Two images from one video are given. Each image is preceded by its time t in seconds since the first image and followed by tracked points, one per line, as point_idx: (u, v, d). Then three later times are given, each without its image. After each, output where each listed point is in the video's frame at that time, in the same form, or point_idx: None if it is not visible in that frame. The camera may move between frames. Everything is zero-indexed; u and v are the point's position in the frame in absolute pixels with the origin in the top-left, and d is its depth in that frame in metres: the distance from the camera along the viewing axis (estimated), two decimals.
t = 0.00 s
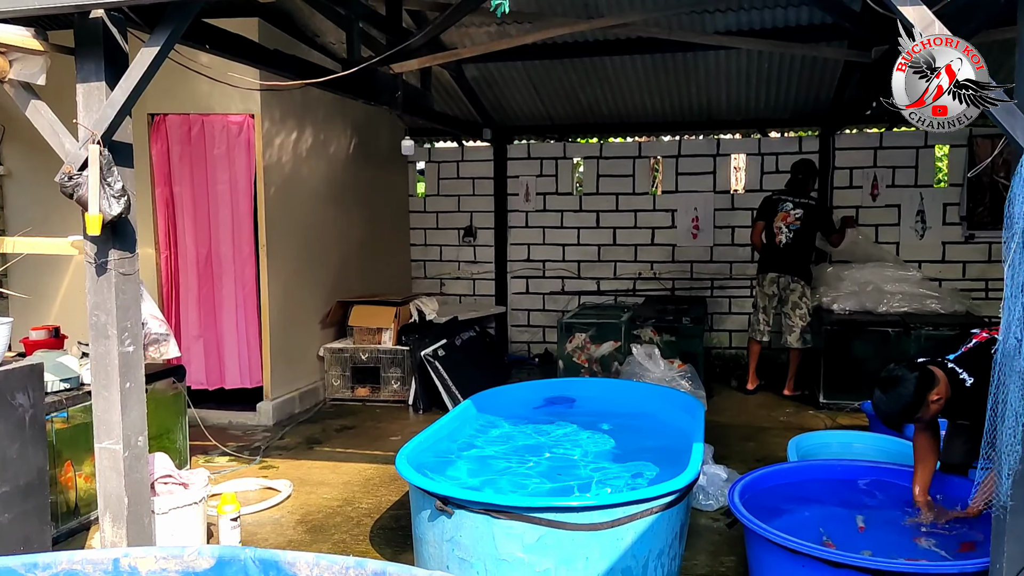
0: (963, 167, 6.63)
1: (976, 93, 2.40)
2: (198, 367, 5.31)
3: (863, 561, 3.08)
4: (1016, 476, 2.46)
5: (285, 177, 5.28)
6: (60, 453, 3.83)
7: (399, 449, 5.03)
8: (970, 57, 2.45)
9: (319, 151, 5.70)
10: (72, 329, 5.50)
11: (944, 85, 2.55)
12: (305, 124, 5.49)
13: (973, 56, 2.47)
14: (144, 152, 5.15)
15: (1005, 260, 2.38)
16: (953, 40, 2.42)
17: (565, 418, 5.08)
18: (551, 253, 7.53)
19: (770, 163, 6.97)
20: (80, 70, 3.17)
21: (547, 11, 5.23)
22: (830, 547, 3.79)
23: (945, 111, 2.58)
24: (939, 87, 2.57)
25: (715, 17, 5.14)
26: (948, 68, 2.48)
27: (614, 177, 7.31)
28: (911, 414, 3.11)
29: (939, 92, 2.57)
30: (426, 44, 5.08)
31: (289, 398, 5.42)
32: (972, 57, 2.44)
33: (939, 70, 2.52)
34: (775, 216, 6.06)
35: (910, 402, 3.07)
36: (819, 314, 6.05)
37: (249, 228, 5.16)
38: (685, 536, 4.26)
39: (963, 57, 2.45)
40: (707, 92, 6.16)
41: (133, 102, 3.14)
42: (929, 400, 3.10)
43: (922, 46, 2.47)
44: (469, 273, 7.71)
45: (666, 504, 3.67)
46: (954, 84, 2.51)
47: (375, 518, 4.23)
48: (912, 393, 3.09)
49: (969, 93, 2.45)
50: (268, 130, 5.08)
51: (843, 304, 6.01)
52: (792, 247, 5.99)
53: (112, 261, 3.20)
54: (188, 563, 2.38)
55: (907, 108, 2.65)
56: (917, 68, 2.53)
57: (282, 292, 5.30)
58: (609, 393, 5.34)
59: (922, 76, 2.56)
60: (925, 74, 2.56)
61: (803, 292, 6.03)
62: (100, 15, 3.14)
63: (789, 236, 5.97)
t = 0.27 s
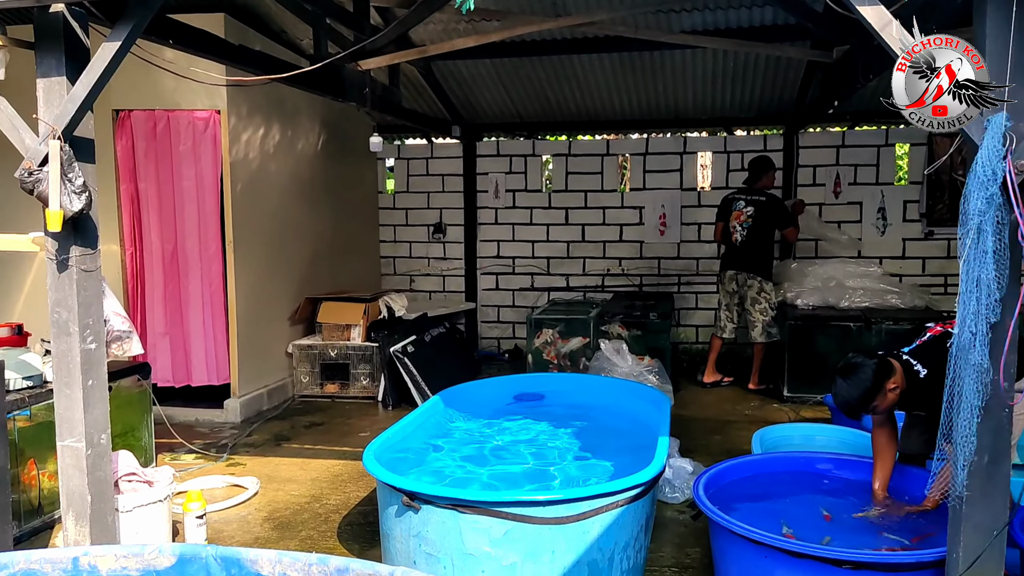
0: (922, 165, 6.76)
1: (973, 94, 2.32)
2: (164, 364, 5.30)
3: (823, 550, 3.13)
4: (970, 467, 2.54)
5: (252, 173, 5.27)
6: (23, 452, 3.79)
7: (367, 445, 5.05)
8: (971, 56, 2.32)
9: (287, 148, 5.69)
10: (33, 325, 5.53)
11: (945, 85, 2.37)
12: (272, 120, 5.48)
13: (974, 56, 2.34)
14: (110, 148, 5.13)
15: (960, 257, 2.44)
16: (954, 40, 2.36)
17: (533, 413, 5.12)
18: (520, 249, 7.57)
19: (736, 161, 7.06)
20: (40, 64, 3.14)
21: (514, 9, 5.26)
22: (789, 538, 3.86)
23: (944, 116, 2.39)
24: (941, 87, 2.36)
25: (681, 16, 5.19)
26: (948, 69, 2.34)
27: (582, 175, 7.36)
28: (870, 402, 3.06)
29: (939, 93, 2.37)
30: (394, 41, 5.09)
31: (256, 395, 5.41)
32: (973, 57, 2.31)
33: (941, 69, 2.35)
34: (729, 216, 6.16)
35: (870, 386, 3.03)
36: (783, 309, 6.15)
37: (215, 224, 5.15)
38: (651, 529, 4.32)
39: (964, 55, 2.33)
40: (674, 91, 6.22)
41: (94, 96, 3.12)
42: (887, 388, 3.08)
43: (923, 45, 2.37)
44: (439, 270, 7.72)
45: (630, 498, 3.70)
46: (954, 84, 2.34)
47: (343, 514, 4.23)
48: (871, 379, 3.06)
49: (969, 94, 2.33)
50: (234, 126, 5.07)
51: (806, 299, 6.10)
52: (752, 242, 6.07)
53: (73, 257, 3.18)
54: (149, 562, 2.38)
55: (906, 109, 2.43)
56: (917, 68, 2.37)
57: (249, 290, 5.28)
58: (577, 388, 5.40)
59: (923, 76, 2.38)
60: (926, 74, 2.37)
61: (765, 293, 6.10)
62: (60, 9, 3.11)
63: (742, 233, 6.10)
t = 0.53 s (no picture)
0: (884, 162, 6.89)
1: (973, 94, 2.24)
2: (133, 363, 5.29)
3: (787, 541, 3.17)
4: (930, 458, 2.60)
5: (220, 170, 5.25)
6: None
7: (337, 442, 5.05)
8: (971, 56, 2.22)
9: (255, 144, 5.67)
10: None
11: (945, 85, 2.25)
12: (240, 116, 5.45)
13: (973, 56, 2.24)
14: (75, 145, 5.09)
15: (919, 253, 2.55)
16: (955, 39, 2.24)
17: (504, 408, 5.15)
18: (492, 246, 7.59)
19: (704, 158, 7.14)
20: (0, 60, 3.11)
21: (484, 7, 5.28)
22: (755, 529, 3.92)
23: (944, 117, 2.28)
24: (943, 87, 2.25)
25: (648, 15, 5.25)
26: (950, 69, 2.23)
27: (553, 172, 7.40)
28: (832, 393, 3.10)
29: (939, 94, 2.26)
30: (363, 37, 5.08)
31: (226, 393, 5.40)
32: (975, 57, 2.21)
33: (942, 69, 2.24)
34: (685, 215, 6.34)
35: (832, 377, 3.07)
36: (750, 304, 6.23)
37: (183, 222, 5.13)
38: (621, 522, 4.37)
39: (964, 55, 2.22)
40: (642, 89, 6.28)
41: (56, 92, 3.09)
42: (846, 380, 3.13)
43: (923, 44, 2.25)
44: (410, 267, 7.73)
45: (599, 492, 3.73)
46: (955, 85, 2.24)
47: (313, 511, 4.23)
48: (832, 370, 3.10)
49: (969, 94, 2.25)
50: (202, 123, 5.05)
51: (773, 294, 6.19)
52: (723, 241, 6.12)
53: (36, 255, 3.16)
54: (111, 561, 2.38)
55: (906, 109, 2.31)
56: (918, 67, 2.26)
57: (217, 288, 5.26)
58: (548, 384, 5.44)
59: (923, 76, 2.26)
60: (926, 74, 2.26)
61: (725, 291, 6.17)
62: (20, 3, 3.08)
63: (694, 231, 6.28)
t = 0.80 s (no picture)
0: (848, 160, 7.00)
1: (973, 94, 2.25)
2: (101, 361, 5.25)
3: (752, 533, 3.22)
4: (890, 450, 2.66)
5: (188, 167, 5.23)
6: None
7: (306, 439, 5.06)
8: (971, 56, 2.24)
9: (224, 141, 5.65)
10: None
11: (945, 85, 2.28)
12: (208, 113, 5.44)
13: (974, 56, 2.26)
14: (40, 141, 5.03)
15: (879, 249, 2.58)
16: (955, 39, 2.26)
17: (474, 404, 5.18)
18: (463, 243, 7.61)
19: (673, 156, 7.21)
20: None
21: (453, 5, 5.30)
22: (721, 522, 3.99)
23: (944, 117, 2.30)
24: (941, 88, 2.28)
25: (616, 15, 5.31)
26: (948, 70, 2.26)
27: (524, 169, 7.43)
28: (793, 391, 3.16)
29: (939, 94, 2.28)
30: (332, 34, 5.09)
31: (195, 391, 5.39)
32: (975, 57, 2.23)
33: (942, 69, 2.27)
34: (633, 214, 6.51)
35: (793, 375, 3.13)
36: (718, 300, 6.31)
37: (152, 220, 5.10)
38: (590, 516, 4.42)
39: (964, 55, 2.24)
40: (612, 87, 6.33)
41: (20, 87, 3.06)
42: (807, 378, 3.19)
43: (923, 44, 2.27)
44: (382, 264, 7.73)
45: (567, 487, 3.77)
46: (954, 85, 2.26)
47: (283, 509, 4.24)
48: (793, 368, 3.16)
49: (969, 94, 2.26)
50: (170, 119, 5.03)
51: (740, 291, 6.28)
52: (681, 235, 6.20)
53: None
54: (73, 562, 2.39)
55: (906, 109, 2.33)
56: (917, 67, 2.28)
57: (186, 286, 5.25)
58: (518, 380, 5.48)
59: (923, 76, 2.29)
60: (926, 74, 2.28)
61: (680, 286, 6.24)
62: None
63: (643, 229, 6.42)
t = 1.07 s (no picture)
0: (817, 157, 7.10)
1: (973, 94, 2.17)
2: (72, 359, 5.22)
3: (720, 524, 3.28)
4: (855, 442, 2.71)
5: (160, 163, 5.22)
6: None
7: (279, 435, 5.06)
8: (972, 56, 2.17)
9: (196, 137, 5.63)
10: None
11: (945, 85, 2.19)
12: (180, 109, 5.42)
13: (975, 56, 2.18)
14: (10, 137, 5.00)
15: (845, 243, 2.62)
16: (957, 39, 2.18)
17: (448, 399, 5.21)
18: (438, 239, 7.63)
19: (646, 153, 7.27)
20: None
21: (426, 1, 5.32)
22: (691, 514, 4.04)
23: (944, 117, 2.21)
24: (942, 88, 2.19)
25: (588, 12, 5.35)
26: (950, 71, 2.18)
27: (499, 166, 7.46)
28: (758, 392, 3.22)
29: (939, 94, 2.19)
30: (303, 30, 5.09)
31: (168, 388, 5.38)
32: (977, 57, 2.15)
33: (942, 69, 2.18)
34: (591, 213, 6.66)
35: (757, 377, 3.18)
36: (690, 295, 6.38)
37: (122, 216, 5.07)
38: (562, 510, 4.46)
39: (965, 54, 2.17)
40: (585, 84, 6.36)
41: None
42: (771, 379, 3.25)
43: (923, 43, 2.19)
44: (357, 260, 7.74)
45: (539, 481, 3.81)
46: (955, 85, 2.18)
47: (256, 505, 4.25)
48: (758, 370, 3.21)
49: (969, 94, 2.18)
50: (141, 115, 5.01)
51: (711, 285, 6.36)
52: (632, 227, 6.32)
53: None
54: (37, 561, 2.42)
55: (905, 110, 2.24)
56: (918, 67, 2.20)
57: (157, 283, 5.22)
58: (492, 375, 5.51)
59: (923, 76, 2.20)
60: (926, 74, 2.20)
61: (638, 281, 6.35)
62: None
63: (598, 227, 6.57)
